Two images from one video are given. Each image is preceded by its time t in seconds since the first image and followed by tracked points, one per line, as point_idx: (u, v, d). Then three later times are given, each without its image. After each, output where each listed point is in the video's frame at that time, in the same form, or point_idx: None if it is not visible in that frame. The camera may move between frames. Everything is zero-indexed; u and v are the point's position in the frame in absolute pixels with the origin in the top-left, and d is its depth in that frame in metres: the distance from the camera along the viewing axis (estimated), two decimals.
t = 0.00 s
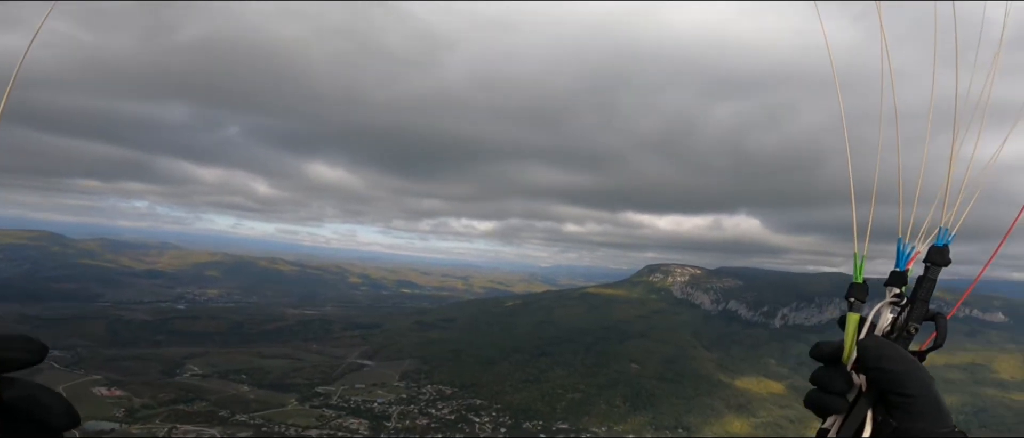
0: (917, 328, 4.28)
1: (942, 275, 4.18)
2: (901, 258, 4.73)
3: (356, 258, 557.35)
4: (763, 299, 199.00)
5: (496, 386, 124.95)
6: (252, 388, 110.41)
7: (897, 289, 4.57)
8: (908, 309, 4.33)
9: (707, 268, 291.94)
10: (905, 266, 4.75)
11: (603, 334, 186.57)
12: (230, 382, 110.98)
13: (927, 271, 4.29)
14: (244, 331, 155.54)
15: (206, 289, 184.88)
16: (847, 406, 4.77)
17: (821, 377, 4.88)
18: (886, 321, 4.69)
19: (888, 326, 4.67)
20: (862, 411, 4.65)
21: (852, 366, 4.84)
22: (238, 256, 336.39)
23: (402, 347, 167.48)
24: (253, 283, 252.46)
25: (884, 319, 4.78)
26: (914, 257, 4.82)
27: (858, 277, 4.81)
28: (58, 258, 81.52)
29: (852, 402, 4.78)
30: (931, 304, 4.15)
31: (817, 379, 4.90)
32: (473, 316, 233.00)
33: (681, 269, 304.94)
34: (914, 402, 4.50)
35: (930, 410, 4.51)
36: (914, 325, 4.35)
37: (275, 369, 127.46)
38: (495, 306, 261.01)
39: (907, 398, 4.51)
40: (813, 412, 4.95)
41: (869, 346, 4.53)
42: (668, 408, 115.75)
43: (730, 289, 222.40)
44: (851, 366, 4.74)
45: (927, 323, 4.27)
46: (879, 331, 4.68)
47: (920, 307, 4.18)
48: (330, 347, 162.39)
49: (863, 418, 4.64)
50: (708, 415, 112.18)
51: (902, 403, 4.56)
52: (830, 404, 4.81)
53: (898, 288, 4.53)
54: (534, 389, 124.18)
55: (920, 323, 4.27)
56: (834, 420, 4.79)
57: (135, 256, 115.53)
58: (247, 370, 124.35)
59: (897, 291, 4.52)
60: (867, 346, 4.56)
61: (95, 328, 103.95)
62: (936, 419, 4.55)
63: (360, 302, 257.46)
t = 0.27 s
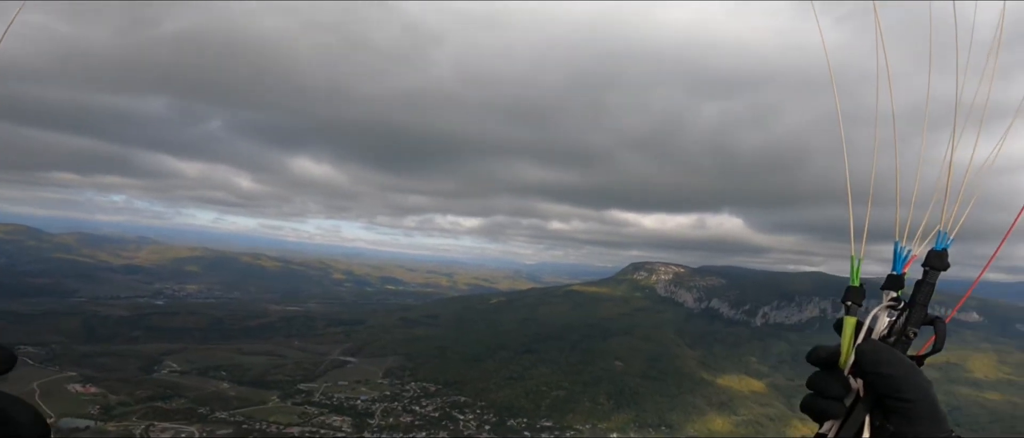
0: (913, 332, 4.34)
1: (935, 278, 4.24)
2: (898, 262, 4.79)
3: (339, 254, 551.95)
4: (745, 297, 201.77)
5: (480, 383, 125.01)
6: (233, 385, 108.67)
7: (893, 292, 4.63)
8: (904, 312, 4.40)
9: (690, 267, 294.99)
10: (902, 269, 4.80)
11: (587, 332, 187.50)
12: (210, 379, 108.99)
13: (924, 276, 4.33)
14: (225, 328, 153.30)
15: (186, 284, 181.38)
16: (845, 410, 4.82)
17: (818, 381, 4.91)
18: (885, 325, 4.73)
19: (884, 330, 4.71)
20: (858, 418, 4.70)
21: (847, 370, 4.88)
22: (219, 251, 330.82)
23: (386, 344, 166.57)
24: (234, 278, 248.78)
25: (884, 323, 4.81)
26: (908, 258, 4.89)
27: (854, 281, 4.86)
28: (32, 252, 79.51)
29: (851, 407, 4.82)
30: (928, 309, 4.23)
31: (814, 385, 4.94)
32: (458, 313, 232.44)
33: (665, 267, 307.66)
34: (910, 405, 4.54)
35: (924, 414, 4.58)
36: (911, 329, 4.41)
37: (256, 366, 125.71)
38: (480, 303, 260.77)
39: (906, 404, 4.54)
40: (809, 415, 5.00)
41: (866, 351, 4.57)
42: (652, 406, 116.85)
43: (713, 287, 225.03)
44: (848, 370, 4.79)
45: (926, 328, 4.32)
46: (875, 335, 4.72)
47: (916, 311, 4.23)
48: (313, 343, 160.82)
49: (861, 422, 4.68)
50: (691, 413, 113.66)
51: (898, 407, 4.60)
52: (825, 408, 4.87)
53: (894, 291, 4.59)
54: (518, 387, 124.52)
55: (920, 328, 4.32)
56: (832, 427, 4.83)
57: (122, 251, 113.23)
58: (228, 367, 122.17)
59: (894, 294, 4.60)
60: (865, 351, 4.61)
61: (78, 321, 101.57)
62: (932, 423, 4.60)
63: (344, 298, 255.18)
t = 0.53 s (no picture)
0: (906, 325, 4.37)
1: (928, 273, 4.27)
2: (891, 256, 4.83)
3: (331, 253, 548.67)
4: (736, 297, 203.02)
5: (474, 382, 124.96)
6: (224, 385, 107.70)
7: (885, 285, 4.67)
8: (898, 306, 4.43)
9: (682, 267, 296.25)
10: (894, 264, 4.86)
11: (580, 331, 187.71)
12: (201, 378, 107.85)
13: (918, 269, 4.36)
14: (215, 327, 151.93)
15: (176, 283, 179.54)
16: (840, 404, 4.81)
17: (810, 375, 4.92)
18: (878, 318, 4.76)
19: (877, 325, 4.74)
20: (853, 413, 4.71)
21: (841, 365, 4.90)
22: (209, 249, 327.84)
23: (378, 343, 166.06)
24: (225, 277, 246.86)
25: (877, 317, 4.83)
26: (900, 251, 4.93)
27: (847, 276, 4.90)
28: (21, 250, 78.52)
29: (845, 401, 4.82)
30: (920, 304, 4.29)
31: (809, 379, 4.95)
32: (450, 313, 232.04)
33: (657, 267, 308.64)
34: (903, 400, 4.54)
35: (918, 408, 4.59)
36: (904, 322, 4.44)
37: (247, 366, 124.73)
38: (473, 302, 260.57)
39: (899, 398, 4.55)
40: (804, 409, 5.00)
41: (861, 346, 4.58)
42: (645, 405, 117.34)
43: (705, 287, 226.25)
44: (843, 364, 4.78)
45: (917, 320, 4.35)
46: (869, 330, 4.74)
47: (910, 304, 4.26)
48: (305, 342, 160.01)
49: (856, 415, 4.68)
50: (683, 412, 114.25)
51: (893, 401, 4.60)
52: (821, 403, 4.87)
53: (888, 285, 4.61)
54: (511, 386, 124.67)
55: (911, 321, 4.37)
56: (827, 422, 4.83)
57: (114, 250, 111.30)
58: (219, 366, 121.09)
59: (887, 287, 4.66)
60: (859, 346, 4.62)
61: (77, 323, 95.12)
62: (929, 416, 4.59)
63: (335, 298, 253.84)
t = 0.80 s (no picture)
0: (894, 319, 4.43)
1: (913, 268, 4.40)
2: (878, 253, 4.93)
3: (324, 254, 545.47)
4: (729, 298, 203.98)
5: (467, 383, 124.78)
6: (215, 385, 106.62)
7: (874, 282, 4.76)
8: (886, 301, 4.51)
9: (675, 267, 297.25)
10: (881, 260, 4.90)
11: (574, 332, 187.77)
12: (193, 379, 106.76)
13: (905, 264, 4.47)
14: (207, 327, 150.71)
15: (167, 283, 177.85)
16: (829, 399, 4.77)
17: (798, 372, 4.91)
18: (865, 315, 4.81)
19: (865, 320, 4.78)
20: (842, 407, 4.67)
21: (829, 361, 4.87)
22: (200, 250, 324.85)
23: (372, 344, 165.48)
24: (217, 276, 244.86)
25: (864, 313, 4.87)
26: (888, 251, 5.03)
27: (838, 271, 4.93)
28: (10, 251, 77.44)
29: (834, 396, 4.78)
30: (908, 297, 4.32)
31: (798, 375, 4.92)
32: (444, 313, 231.37)
33: (650, 267, 309.48)
34: (891, 395, 4.52)
35: (903, 404, 4.56)
36: (892, 317, 4.50)
37: (239, 367, 123.78)
38: (466, 303, 260.13)
39: (886, 392, 4.54)
40: (793, 404, 4.95)
41: (850, 339, 4.60)
42: (639, 405, 117.59)
43: (698, 288, 227.11)
44: (831, 359, 4.78)
45: (905, 316, 4.41)
46: (857, 323, 4.77)
47: (897, 297, 4.32)
48: (298, 343, 159.14)
49: (844, 409, 4.65)
50: (677, 413, 114.71)
51: (880, 397, 4.59)
52: (811, 397, 4.82)
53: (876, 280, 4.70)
54: (505, 386, 124.70)
55: (899, 315, 4.44)
56: (815, 418, 4.79)
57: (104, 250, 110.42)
58: (210, 367, 119.96)
59: (875, 284, 4.76)
60: (846, 340, 4.65)
61: (65, 322, 95.55)
62: (916, 413, 4.57)
63: (328, 299, 252.72)
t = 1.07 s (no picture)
0: (866, 307, 4.48)
1: (884, 257, 4.46)
2: (853, 245, 4.98)
3: (318, 254, 543.54)
4: (723, 299, 204.74)
5: (462, 384, 124.62)
6: (208, 386, 106.03)
7: (847, 272, 4.81)
8: (858, 289, 4.57)
9: (670, 269, 298.23)
10: (856, 251, 4.96)
11: (569, 333, 187.74)
12: (185, 380, 106.14)
13: (877, 253, 4.53)
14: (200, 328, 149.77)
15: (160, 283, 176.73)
16: (803, 387, 4.80)
17: (776, 360, 4.92)
18: (839, 304, 4.86)
19: (839, 310, 4.83)
20: (815, 395, 4.70)
21: (806, 348, 4.90)
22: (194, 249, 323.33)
23: (366, 345, 165.13)
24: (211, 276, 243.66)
25: (839, 303, 4.92)
26: (862, 243, 5.09)
27: (812, 262, 4.97)
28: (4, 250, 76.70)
29: (809, 384, 4.80)
30: (878, 286, 4.37)
31: (773, 363, 4.95)
32: (438, 315, 231.08)
33: (645, 269, 310.07)
34: (862, 382, 4.55)
35: (875, 393, 4.59)
36: (862, 304, 4.55)
37: (232, 368, 123.17)
38: (461, 304, 260.12)
39: (858, 380, 4.57)
40: (771, 393, 4.95)
41: (823, 327, 4.65)
42: (634, 407, 117.79)
43: (692, 290, 227.85)
44: (806, 346, 4.81)
45: (876, 304, 4.46)
46: (830, 313, 4.82)
47: (866, 286, 4.37)
48: (292, 344, 158.48)
49: (818, 396, 4.66)
50: (672, 414, 115.08)
51: (851, 383, 4.61)
52: (785, 384, 4.84)
53: (850, 271, 4.75)
54: (500, 387, 124.68)
55: (869, 304, 4.50)
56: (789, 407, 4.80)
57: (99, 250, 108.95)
58: (202, 368, 119.25)
59: (847, 274, 4.80)
60: (821, 328, 4.69)
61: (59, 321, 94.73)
62: (888, 401, 4.59)
63: (323, 299, 251.95)
